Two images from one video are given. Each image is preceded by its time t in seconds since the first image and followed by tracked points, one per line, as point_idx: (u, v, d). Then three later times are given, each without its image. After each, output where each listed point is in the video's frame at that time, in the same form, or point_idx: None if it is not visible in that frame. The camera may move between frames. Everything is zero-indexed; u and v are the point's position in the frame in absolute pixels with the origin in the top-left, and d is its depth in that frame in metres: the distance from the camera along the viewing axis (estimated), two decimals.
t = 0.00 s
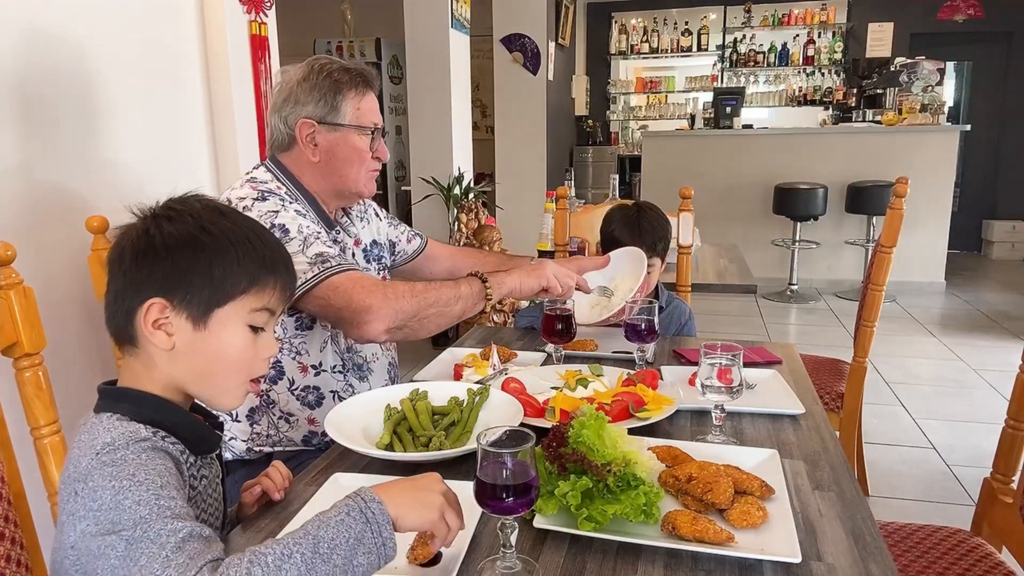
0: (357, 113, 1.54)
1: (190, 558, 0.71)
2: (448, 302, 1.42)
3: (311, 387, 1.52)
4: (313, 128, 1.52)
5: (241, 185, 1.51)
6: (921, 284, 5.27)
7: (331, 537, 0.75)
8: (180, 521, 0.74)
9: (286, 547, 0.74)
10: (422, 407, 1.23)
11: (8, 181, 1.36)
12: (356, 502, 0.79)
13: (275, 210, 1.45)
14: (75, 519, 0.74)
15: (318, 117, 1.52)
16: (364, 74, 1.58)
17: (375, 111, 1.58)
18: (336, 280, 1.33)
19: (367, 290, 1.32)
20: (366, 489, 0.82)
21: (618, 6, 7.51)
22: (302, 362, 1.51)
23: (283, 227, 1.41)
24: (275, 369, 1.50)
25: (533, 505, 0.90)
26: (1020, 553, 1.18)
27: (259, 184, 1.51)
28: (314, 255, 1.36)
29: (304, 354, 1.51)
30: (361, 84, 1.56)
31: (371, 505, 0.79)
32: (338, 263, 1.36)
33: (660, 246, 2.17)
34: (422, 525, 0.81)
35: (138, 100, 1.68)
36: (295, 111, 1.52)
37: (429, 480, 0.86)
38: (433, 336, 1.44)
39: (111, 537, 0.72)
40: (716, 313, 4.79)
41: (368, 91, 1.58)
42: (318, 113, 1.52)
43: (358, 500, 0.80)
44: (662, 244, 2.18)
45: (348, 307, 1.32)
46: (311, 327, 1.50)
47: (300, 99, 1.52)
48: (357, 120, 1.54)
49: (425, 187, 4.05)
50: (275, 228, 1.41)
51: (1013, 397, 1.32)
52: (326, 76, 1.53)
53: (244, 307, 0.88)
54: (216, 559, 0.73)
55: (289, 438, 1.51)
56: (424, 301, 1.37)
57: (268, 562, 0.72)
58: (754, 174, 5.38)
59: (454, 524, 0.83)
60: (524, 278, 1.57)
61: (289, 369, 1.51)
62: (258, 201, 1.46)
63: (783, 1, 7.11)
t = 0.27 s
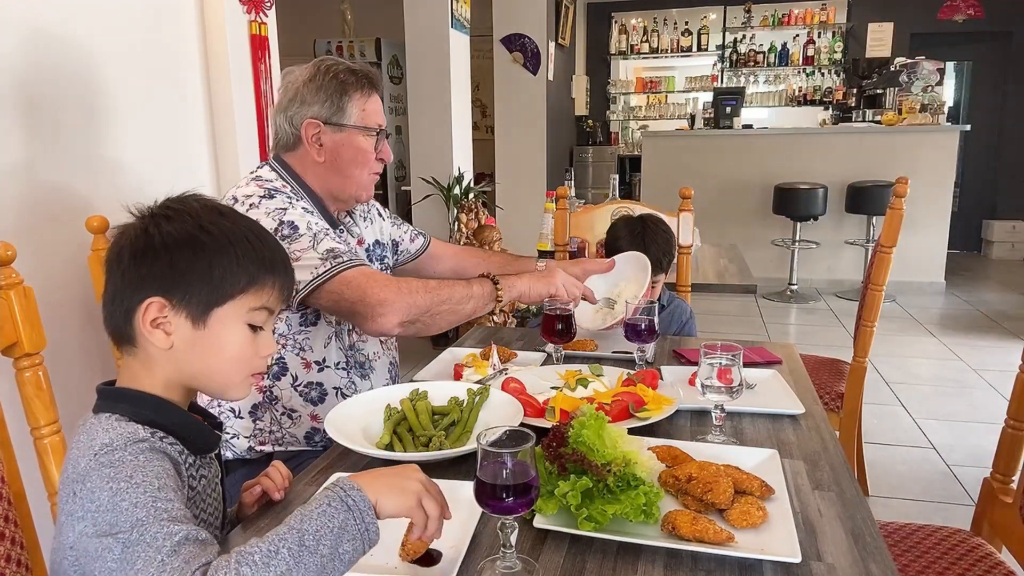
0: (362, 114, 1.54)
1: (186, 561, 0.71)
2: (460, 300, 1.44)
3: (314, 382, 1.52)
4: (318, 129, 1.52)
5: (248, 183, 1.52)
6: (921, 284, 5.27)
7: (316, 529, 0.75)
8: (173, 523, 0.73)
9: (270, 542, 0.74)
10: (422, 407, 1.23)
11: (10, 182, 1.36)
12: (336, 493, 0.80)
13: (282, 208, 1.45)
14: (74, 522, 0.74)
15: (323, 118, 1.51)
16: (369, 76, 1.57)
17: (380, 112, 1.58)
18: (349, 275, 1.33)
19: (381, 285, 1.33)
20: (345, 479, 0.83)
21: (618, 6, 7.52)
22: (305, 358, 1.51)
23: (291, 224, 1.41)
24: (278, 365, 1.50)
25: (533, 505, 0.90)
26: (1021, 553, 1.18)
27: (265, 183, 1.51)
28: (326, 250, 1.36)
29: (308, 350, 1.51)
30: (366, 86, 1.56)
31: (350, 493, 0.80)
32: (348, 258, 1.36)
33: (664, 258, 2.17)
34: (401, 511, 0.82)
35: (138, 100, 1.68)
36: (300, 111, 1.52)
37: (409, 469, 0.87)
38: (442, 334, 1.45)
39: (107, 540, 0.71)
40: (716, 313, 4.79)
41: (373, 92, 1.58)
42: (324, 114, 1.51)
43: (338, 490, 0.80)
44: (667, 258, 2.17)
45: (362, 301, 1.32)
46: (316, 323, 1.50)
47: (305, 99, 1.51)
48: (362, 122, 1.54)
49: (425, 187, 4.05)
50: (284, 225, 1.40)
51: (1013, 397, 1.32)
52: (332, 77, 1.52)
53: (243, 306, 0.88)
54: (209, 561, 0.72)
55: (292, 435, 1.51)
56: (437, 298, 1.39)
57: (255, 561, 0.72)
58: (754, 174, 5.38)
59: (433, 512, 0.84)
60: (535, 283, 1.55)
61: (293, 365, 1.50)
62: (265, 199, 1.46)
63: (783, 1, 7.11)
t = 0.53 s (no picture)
0: (367, 115, 1.54)
1: (190, 556, 0.71)
2: (465, 304, 1.46)
3: (317, 380, 1.52)
4: (323, 129, 1.52)
5: (254, 182, 1.51)
6: (921, 284, 5.27)
7: (321, 520, 0.76)
8: (176, 520, 0.73)
9: (277, 534, 0.74)
10: (422, 407, 1.23)
11: (10, 182, 1.36)
12: (340, 485, 0.80)
13: (288, 207, 1.45)
14: (75, 521, 0.74)
15: (328, 118, 1.51)
16: (375, 77, 1.57)
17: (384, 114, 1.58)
18: (355, 274, 1.34)
19: (388, 284, 1.34)
20: (349, 471, 0.83)
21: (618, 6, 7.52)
22: (308, 356, 1.51)
23: (297, 222, 1.41)
24: (281, 363, 1.50)
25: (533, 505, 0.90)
26: (1020, 553, 1.18)
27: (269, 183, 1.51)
28: (332, 250, 1.35)
29: (310, 348, 1.51)
30: (371, 87, 1.56)
31: (355, 484, 0.81)
32: (354, 257, 1.36)
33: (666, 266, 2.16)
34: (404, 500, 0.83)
35: (138, 100, 1.68)
36: (305, 111, 1.52)
37: (410, 459, 0.88)
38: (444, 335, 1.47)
39: (110, 537, 0.72)
40: (716, 313, 4.79)
41: (378, 94, 1.58)
42: (328, 114, 1.51)
43: (342, 483, 0.81)
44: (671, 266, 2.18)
45: (368, 299, 1.33)
46: (320, 321, 1.50)
47: (310, 100, 1.51)
48: (366, 123, 1.54)
49: (425, 187, 4.05)
50: (290, 224, 1.40)
51: (1014, 397, 1.32)
52: (337, 78, 1.52)
53: (240, 303, 0.88)
54: (214, 555, 0.72)
55: (294, 434, 1.51)
56: (442, 300, 1.41)
57: (263, 551, 0.72)
58: (754, 174, 5.38)
59: (437, 500, 0.84)
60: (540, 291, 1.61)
61: (295, 363, 1.50)
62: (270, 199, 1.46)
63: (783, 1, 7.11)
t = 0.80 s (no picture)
0: (371, 117, 1.54)
1: (188, 556, 0.71)
2: (458, 304, 1.45)
3: (318, 380, 1.52)
4: (327, 130, 1.52)
5: (255, 181, 1.51)
6: (921, 284, 5.27)
7: (315, 521, 0.76)
8: (174, 520, 0.73)
9: (271, 534, 0.74)
10: (422, 407, 1.23)
11: (11, 182, 1.35)
12: (334, 485, 0.80)
13: (288, 205, 1.45)
14: (74, 521, 0.74)
15: (332, 119, 1.51)
16: (379, 79, 1.58)
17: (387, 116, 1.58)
18: (348, 273, 1.33)
19: (381, 283, 1.33)
20: (342, 472, 0.83)
21: (618, 6, 7.52)
22: (309, 356, 1.51)
23: (297, 220, 1.41)
24: (281, 362, 1.50)
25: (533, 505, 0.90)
26: (1020, 553, 1.18)
27: (271, 182, 1.51)
28: (328, 248, 1.36)
29: (311, 348, 1.51)
30: (375, 89, 1.57)
31: (348, 485, 0.80)
32: (351, 256, 1.37)
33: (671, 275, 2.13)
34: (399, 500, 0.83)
35: (138, 101, 1.68)
36: (310, 112, 1.51)
37: (403, 459, 0.88)
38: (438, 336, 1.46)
39: (108, 538, 0.72)
40: (716, 313, 4.79)
41: (382, 96, 1.58)
42: (333, 115, 1.51)
43: (336, 483, 0.80)
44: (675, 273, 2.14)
45: (361, 298, 1.32)
46: (320, 321, 1.50)
47: (316, 100, 1.51)
48: (371, 124, 1.54)
49: (425, 187, 4.05)
50: (289, 222, 1.40)
51: (1014, 397, 1.32)
52: (342, 80, 1.52)
53: (241, 303, 0.88)
54: (211, 555, 0.72)
55: (294, 434, 1.51)
56: (436, 300, 1.41)
57: (256, 553, 0.72)
58: (754, 174, 5.38)
59: (432, 499, 0.85)
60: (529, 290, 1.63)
61: (296, 362, 1.50)
62: (270, 197, 1.46)
63: (783, 1, 7.11)
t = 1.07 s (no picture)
0: (373, 118, 1.54)
1: (189, 552, 0.71)
2: (455, 301, 1.44)
3: (318, 380, 1.52)
4: (329, 131, 1.52)
5: (256, 181, 1.51)
6: (921, 284, 5.27)
7: (315, 516, 0.76)
8: (176, 517, 0.73)
9: (272, 531, 0.74)
10: (422, 407, 1.23)
11: (11, 183, 1.36)
12: (333, 481, 0.80)
13: (288, 205, 1.45)
14: (76, 519, 0.74)
15: (334, 120, 1.51)
16: (381, 81, 1.58)
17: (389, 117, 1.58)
18: (344, 274, 1.33)
19: (375, 284, 1.33)
20: (341, 469, 0.83)
21: (618, 6, 7.53)
22: (309, 356, 1.51)
23: (296, 220, 1.41)
24: (281, 362, 1.50)
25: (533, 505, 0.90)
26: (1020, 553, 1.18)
27: (272, 181, 1.51)
28: (325, 249, 1.36)
29: (311, 348, 1.51)
30: (377, 90, 1.56)
31: (348, 481, 0.81)
32: (347, 257, 1.36)
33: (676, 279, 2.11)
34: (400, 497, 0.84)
35: (138, 101, 1.68)
36: (312, 113, 1.51)
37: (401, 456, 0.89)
38: (438, 335, 1.44)
39: (109, 535, 0.72)
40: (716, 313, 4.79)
41: (384, 97, 1.58)
42: (335, 116, 1.51)
43: (335, 479, 0.81)
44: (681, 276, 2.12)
45: (355, 299, 1.31)
46: (320, 321, 1.50)
47: (318, 101, 1.51)
48: (372, 125, 1.54)
49: (425, 187, 4.05)
50: (287, 222, 1.40)
51: (1014, 397, 1.32)
52: (344, 81, 1.52)
53: (241, 303, 0.88)
54: (212, 550, 0.72)
55: (294, 434, 1.51)
56: (432, 299, 1.39)
57: (258, 547, 0.72)
58: (754, 174, 5.38)
59: (432, 493, 0.86)
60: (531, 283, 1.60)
61: (296, 362, 1.50)
62: (270, 197, 1.46)
63: (783, 1, 7.11)
